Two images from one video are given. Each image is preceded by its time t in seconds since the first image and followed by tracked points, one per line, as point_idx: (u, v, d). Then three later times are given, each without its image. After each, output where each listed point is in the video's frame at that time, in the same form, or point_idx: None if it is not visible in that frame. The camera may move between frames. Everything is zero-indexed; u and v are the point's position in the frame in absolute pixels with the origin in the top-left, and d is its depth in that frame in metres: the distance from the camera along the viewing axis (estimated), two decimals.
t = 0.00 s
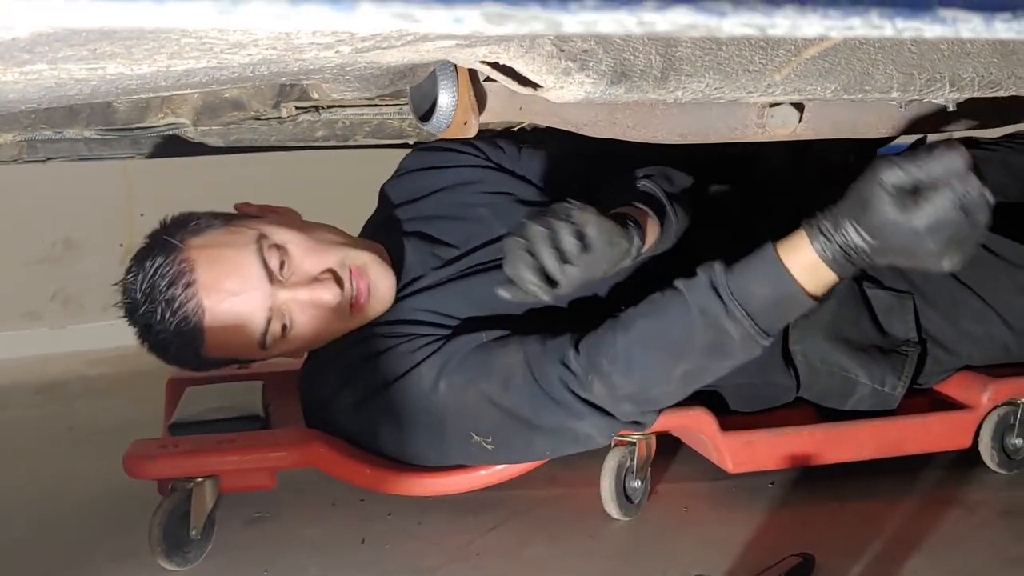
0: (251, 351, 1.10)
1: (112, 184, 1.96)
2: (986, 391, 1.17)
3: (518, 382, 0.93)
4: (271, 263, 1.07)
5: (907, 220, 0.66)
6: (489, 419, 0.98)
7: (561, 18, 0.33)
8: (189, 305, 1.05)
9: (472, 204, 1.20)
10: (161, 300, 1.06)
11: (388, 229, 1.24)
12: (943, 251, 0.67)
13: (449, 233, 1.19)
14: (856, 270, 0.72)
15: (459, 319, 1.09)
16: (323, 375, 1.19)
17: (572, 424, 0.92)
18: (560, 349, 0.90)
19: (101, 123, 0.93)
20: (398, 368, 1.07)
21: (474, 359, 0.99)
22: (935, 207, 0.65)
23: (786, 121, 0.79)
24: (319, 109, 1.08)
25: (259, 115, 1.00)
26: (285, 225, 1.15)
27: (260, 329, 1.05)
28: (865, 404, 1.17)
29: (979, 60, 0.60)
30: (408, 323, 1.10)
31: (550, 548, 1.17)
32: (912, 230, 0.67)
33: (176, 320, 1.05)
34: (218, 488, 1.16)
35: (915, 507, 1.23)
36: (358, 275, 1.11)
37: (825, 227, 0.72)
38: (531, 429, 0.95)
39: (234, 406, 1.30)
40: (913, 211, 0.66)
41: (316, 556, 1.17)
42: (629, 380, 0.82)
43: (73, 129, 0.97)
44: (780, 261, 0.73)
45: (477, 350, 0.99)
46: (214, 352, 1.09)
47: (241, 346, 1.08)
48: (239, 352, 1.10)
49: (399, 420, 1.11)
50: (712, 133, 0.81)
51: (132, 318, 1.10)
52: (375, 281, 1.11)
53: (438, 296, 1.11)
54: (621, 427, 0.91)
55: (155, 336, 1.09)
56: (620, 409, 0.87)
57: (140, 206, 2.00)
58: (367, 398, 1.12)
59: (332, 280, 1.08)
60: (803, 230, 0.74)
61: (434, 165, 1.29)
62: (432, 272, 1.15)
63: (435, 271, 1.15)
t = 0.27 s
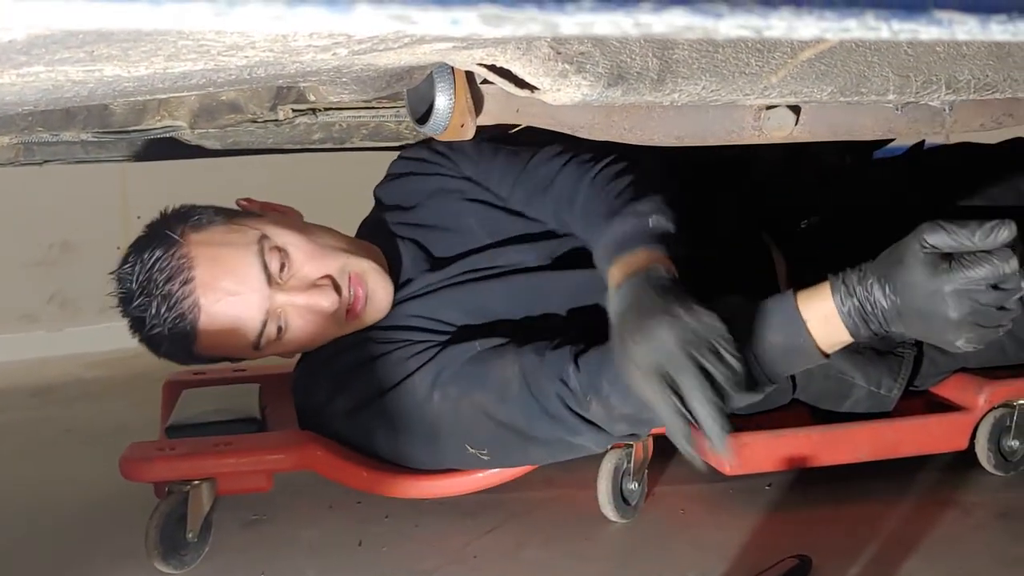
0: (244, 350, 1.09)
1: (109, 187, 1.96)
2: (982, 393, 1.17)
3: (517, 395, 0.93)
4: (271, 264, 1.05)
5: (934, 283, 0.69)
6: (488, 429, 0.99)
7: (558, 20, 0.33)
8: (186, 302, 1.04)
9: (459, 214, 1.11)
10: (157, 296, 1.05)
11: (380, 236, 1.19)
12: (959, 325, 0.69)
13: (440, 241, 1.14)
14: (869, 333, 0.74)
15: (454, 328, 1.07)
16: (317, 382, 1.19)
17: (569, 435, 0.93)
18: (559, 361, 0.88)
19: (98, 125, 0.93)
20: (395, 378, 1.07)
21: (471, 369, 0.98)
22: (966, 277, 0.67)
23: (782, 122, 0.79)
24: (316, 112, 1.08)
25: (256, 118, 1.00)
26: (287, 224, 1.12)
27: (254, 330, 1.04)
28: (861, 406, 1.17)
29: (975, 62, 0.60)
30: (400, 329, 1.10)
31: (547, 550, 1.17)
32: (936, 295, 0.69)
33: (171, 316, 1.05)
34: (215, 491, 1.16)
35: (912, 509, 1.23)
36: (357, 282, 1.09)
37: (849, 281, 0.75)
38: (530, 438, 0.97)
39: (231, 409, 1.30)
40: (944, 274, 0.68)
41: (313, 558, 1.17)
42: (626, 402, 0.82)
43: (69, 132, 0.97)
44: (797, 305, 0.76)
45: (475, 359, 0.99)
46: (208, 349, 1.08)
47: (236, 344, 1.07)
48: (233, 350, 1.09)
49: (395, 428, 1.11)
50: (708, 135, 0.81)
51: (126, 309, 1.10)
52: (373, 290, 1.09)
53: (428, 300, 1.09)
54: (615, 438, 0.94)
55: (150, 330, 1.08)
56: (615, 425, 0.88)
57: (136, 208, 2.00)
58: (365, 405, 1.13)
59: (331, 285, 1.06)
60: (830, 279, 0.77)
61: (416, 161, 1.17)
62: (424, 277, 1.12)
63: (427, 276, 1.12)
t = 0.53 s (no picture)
0: (240, 352, 1.08)
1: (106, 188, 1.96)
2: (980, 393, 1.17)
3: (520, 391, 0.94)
4: (267, 266, 1.03)
5: (927, 268, 0.72)
6: (490, 427, 1.01)
7: (555, 15, 0.33)
8: (181, 302, 1.03)
9: (450, 224, 1.11)
10: (151, 294, 1.05)
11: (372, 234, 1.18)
12: (953, 307, 0.71)
13: (437, 246, 1.13)
14: (872, 320, 0.78)
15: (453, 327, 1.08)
16: (314, 387, 1.18)
17: (573, 432, 0.94)
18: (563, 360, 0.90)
19: (96, 125, 0.93)
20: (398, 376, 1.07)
21: (473, 364, 1.00)
22: (958, 259, 0.70)
23: (781, 123, 0.78)
24: (313, 112, 1.08)
25: (253, 118, 1.00)
26: (286, 223, 1.10)
27: (248, 332, 1.03)
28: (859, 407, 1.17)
29: (972, 61, 0.60)
30: (398, 328, 1.09)
31: (545, 550, 1.17)
32: (931, 278, 0.71)
33: (165, 316, 1.04)
34: (212, 491, 1.16)
35: (908, 508, 1.23)
36: (354, 288, 1.06)
37: (851, 270, 0.78)
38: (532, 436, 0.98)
39: (229, 408, 1.30)
40: (936, 259, 0.71)
41: (311, 558, 1.18)
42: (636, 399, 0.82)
43: (66, 131, 0.97)
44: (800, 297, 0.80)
45: (477, 355, 1.00)
46: (204, 349, 1.07)
47: (231, 346, 1.06)
48: (229, 351, 1.08)
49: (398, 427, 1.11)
50: (707, 135, 0.81)
51: (123, 306, 1.09)
52: (371, 295, 1.07)
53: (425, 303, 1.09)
54: (620, 435, 0.94)
55: (145, 329, 1.08)
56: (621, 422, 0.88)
57: (133, 209, 2.00)
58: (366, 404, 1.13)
59: (327, 288, 1.04)
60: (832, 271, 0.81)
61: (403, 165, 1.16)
62: (423, 278, 1.11)
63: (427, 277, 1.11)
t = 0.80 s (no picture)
0: (233, 347, 1.07)
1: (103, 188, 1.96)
2: (976, 392, 1.15)
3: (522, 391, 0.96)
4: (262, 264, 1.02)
5: (925, 259, 0.75)
6: (492, 426, 1.02)
7: (548, 9, 0.33)
8: (175, 296, 1.03)
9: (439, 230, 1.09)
10: (146, 286, 1.05)
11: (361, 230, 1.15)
12: (955, 296, 0.75)
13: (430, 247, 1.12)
14: (874, 310, 0.81)
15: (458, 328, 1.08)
16: (318, 388, 1.18)
17: (574, 432, 0.95)
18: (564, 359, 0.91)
19: (92, 124, 0.93)
20: (399, 377, 1.09)
21: (476, 362, 1.01)
22: (955, 249, 0.73)
23: (777, 121, 0.79)
24: (310, 111, 1.08)
25: (250, 117, 1.00)
26: (286, 221, 1.09)
27: (239, 328, 1.02)
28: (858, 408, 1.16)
29: (968, 58, 0.60)
30: (403, 330, 1.10)
31: (542, 548, 1.17)
32: (929, 268, 0.75)
33: (160, 309, 1.04)
34: (210, 489, 1.16)
35: (906, 506, 1.24)
36: (351, 290, 1.06)
37: (851, 262, 0.81)
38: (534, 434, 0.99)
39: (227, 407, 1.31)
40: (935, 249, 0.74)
41: (309, 556, 1.18)
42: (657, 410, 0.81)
43: (62, 130, 0.97)
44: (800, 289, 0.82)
45: (478, 355, 1.02)
46: (197, 343, 1.07)
47: (223, 341, 1.05)
48: (222, 346, 1.07)
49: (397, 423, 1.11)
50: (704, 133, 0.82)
51: (122, 296, 1.10)
52: (367, 299, 1.06)
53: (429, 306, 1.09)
54: (620, 435, 0.95)
55: (140, 321, 1.08)
56: (622, 420, 0.90)
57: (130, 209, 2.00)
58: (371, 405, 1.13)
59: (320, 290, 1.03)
60: (831, 262, 0.84)
61: (373, 172, 1.14)
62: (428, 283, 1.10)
63: (435, 283, 1.10)
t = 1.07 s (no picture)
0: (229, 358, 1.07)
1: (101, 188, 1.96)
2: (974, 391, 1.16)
3: (515, 405, 0.97)
4: (255, 275, 1.02)
5: (912, 292, 0.71)
6: (485, 439, 1.03)
7: (545, 9, 0.33)
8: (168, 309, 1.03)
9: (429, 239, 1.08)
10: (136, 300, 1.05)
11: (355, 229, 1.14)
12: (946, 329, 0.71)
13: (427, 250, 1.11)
14: (866, 335, 0.76)
15: (457, 338, 1.09)
16: (319, 392, 1.19)
17: (568, 450, 0.96)
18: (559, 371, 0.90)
19: (90, 124, 0.93)
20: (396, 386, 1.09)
21: (472, 374, 1.02)
22: (942, 288, 0.68)
23: (775, 121, 0.79)
24: (308, 111, 1.08)
25: (247, 117, 1.00)
26: (279, 229, 1.08)
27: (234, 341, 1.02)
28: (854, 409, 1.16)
29: (965, 58, 0.60)
30: (399, 339, 1.10)
31: (541, 548, 1.17)
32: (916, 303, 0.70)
33: (151, 320, 1.04)
34: (207, 490, 1.16)
35: (904, 506, 1.24)
36: (346, 301, 1.05)
37: (840, 287, 0.76)
38: (529, 447, 1.00)
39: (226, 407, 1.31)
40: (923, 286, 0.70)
41: (307, 556, 1.18)
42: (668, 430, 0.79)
43: (59, 130, 0.97)
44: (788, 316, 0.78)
45: (473, 368, 1.02)
46: (192, 354, 1.07)
47: (219, 352, 1.06)
48: (218, 357, 1.07)
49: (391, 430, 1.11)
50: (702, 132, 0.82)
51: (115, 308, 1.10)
52: (363, 307, 1.06)
53: (430, 317, 1.09)
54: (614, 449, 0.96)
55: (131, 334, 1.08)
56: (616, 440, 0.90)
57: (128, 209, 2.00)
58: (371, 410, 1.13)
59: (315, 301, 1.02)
60: (820, 285, 0.79)
61: (359, 177, 1.11)
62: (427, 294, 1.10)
63: (433, 295, 1.09)
